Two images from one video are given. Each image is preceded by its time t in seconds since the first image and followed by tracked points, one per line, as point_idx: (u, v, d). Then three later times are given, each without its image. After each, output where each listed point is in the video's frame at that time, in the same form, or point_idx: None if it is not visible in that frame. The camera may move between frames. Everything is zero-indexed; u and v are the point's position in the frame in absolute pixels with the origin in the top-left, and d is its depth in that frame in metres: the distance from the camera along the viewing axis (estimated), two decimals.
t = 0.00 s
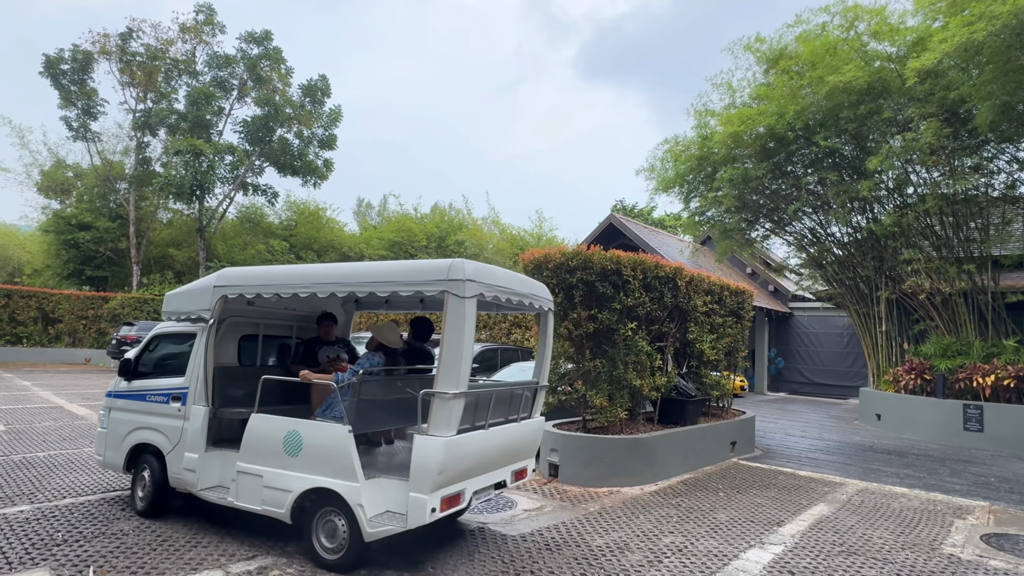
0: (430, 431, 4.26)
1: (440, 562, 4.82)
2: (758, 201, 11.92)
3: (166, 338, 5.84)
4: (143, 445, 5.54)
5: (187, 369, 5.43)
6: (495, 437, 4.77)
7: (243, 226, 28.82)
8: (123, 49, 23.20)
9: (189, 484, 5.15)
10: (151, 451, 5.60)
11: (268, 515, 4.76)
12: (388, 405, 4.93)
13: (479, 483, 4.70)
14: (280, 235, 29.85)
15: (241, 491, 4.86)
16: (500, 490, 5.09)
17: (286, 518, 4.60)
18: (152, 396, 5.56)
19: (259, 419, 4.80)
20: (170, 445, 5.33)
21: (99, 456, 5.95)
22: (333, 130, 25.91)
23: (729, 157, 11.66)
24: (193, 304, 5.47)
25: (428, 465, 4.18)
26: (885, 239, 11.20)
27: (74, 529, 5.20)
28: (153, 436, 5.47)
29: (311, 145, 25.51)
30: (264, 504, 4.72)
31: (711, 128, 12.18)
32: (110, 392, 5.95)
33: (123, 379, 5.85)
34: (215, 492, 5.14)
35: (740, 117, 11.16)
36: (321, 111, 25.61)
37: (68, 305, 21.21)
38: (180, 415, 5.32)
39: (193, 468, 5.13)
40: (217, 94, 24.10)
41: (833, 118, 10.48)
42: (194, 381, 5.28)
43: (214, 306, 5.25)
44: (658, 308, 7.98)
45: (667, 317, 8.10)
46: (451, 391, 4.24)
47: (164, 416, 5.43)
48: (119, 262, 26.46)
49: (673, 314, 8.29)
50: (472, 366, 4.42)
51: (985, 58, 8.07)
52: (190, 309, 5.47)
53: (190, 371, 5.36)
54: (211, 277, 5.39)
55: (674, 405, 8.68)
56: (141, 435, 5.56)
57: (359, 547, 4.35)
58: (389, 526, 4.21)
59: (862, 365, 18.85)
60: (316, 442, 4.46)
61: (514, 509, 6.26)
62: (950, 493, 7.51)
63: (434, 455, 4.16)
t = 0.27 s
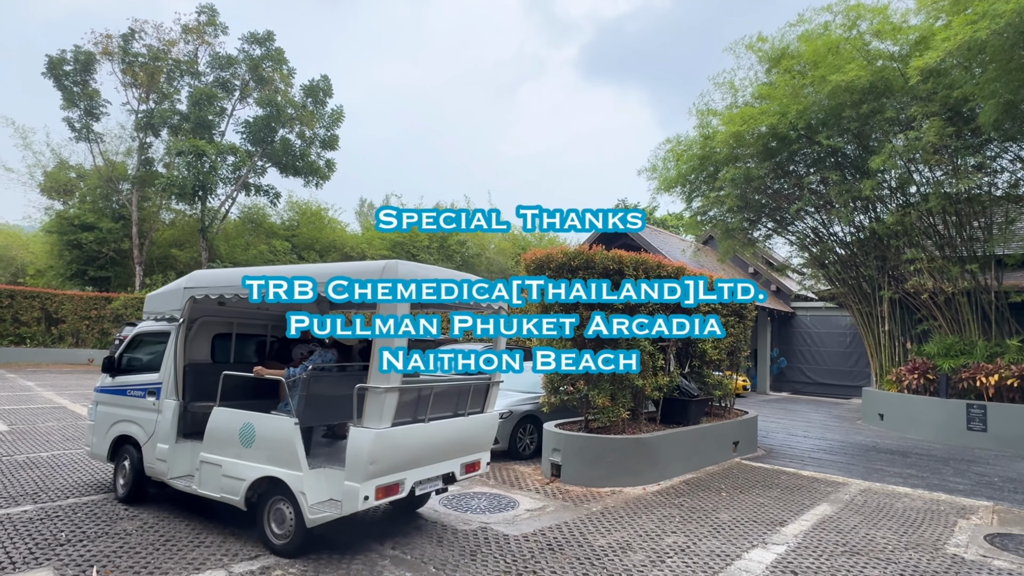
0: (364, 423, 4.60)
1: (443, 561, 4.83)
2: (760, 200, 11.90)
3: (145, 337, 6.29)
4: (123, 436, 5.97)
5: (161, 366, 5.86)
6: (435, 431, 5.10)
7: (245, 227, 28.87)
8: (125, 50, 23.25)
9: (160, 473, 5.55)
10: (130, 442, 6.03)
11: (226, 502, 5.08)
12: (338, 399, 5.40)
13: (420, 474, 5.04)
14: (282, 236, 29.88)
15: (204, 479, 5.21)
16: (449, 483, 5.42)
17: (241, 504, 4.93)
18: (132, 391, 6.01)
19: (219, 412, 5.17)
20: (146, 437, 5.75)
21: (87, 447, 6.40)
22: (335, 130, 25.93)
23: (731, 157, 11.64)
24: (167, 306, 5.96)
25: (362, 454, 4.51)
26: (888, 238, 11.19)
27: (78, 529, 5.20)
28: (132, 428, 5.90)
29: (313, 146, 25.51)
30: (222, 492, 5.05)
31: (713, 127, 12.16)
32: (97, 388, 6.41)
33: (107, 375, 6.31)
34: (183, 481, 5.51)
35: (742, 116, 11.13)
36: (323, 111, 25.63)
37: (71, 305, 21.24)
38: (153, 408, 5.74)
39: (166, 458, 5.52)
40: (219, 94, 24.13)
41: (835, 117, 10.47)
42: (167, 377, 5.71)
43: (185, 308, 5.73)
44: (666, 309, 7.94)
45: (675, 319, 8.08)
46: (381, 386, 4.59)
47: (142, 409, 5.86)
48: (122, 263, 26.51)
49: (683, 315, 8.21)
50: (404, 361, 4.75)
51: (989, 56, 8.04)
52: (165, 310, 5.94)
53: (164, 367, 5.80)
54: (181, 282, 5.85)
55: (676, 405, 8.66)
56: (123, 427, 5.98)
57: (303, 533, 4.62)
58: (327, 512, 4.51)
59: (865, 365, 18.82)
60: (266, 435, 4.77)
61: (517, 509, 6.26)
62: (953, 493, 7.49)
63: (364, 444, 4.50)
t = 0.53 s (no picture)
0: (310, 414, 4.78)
1: (445, 561, 4.83)
2: (763, 199, 11.90)
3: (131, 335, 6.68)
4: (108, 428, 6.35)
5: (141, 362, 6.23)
6: (388, 422, 5.21)
7: (247, 227, 28.91)
8: (128, 51, 23.31)
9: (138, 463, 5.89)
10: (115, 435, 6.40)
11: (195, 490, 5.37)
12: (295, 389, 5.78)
13: (373, 464, 5.15)
14: (285, 236, 29.93)
15: (175, 469, 5.50)
16: (406, 474, 5.47)
17: (206, 491, 5.21)
18: (117, 387, 6.39)
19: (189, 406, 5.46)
20: (127, 429, 6.11)
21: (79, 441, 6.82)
22: (337, 131, 25.95)
23: (733, 157, 11.62)
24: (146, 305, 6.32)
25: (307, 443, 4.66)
26: (891, 237, 11.16)
27: (81, 529, 5.21)
28: (115, 422, 6.28)
29: (315, 146, 25.54)
30: (191, 480, 5.33)
31: (715, 127, 12.15)
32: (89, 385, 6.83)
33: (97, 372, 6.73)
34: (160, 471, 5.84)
35: (744, 116, 11.11)
36: (326, 112, 25.67)
37: (74, 306, 21.30)
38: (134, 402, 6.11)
39: (145, 449, 5.87)
40: (222, 95, 24.17)
41: (837, 117, 10.45)
42: (145, 372, 6.07)
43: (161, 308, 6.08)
44: (666, 309, 7.91)
45: (676, 319, 8.04)
46: (326, 377, 4.76)
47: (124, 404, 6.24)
48: (125, 264, 26.57)
49: (683, 315, 8.18)
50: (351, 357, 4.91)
51: (992, 56, 8.00)
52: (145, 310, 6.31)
53: (143, 365, 6.16)
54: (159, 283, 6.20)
55: (679, 406, 8.63)
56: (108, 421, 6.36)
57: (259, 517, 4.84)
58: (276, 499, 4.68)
59: (868, 365, 18.76)
60: (226, 427, 5.05)
61: (519, 509, 6.25)
62: (956, 494, 7.46)
63: (308, 432, 4.67)
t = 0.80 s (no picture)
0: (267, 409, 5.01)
1: (447, 561, 4.83)
2: (765, 200, 11.91)
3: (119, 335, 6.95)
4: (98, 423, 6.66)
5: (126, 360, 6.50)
6: (345, 417, 5.46)
7: (250, 228, 28.95)
8: (130, 52, 23.38)
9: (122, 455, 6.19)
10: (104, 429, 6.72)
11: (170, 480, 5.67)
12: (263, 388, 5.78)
13: (331, 456, 5.39)
14: (287, 237, 29.97)
15: (153, 460, 5.82)
16: (366, 467, 5.74)
17: (178, 481, 5.52)
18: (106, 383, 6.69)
19: (166, 402, 5.76)
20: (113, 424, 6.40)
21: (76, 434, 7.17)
22: (340, 131, 25.98)
23: (735, 157, 11.60)
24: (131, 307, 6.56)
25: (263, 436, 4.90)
26: (894, 237, 11.12)
27: (85, 529, 5.22)
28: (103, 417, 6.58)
29: (317, 147, 25.56)
30: (166, 471, 5.64)
31: (717, 127, 12.13)
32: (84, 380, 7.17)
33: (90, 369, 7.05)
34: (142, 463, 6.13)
35: (747, 117, 11.09)
36: (328, 113, 25.69)
37: (77, 307, 21.36)
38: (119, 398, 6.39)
39: (125, 442, 6.15)
40: (225, 96, 24.21)
41: (840, 117, 10.43)
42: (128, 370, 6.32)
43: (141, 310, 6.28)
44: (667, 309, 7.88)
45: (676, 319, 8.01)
46: (280, 374, 4.96)
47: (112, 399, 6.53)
48: (128, 265, 26.64)
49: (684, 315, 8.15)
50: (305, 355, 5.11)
51: (996, 55, 7.96)
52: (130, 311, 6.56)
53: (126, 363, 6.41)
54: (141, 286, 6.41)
55: (681, 406, 8.63)
56: (98, 415, 6.68)
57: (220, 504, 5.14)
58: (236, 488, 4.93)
59: (871, 365, 18.71)
60: (195, 421, 5.35)
61: (521, 510, 6.26)
62: (960, 494, 7.44)
63: (264, 426, 4.90)
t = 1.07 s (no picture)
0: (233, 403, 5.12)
1: (450, 562, 4.83)
2: (768, 200, 11.82)
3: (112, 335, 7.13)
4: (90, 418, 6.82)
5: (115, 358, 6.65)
6: (312, 411, 5.56)
7: (253, 229, 29.00)
8: (133, 54, 23.44)
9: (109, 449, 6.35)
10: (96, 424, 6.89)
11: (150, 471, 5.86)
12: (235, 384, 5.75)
13: (299, 449, 5.49)
14: (289, 238, 30.02)
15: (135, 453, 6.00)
16: (334, 460, 5.84)
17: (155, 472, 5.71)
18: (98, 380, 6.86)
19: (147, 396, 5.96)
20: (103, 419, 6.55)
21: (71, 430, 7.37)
22: (342, 132, 26.01)
23: (738, 157, 11.59)
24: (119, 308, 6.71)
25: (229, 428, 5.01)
26: (898, 237, 11.08)
27: (88, 530, 5.22)
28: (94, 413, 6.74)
29: (319, 148, 25.58)
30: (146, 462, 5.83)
31: (719, 128, 12.12)
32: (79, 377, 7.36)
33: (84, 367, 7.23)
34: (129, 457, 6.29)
35: (749, 117, 11.07)
36: (330, 114, 25.72)
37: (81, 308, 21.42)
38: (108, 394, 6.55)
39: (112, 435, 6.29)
40: (228, 97, 24.26)
41: (843, 117, 10.41)
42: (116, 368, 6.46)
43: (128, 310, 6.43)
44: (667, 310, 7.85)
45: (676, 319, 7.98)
46: (245, 371, 5.09)
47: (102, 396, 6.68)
48: (131, 266, 26.69)
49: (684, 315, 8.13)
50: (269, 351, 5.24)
51: (999, 56, 7.93)
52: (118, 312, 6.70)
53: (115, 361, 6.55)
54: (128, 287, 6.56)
55: (684, 406, 8.63)
56: (89, 411, 6.86)
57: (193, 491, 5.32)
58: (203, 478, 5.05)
59: (874, 366, 18.65)
60: (172, 414, 5.52)
61: (524, 510, 6.25)
62: (964, 495, 7.41)
63: (230, 418, 5.01)
